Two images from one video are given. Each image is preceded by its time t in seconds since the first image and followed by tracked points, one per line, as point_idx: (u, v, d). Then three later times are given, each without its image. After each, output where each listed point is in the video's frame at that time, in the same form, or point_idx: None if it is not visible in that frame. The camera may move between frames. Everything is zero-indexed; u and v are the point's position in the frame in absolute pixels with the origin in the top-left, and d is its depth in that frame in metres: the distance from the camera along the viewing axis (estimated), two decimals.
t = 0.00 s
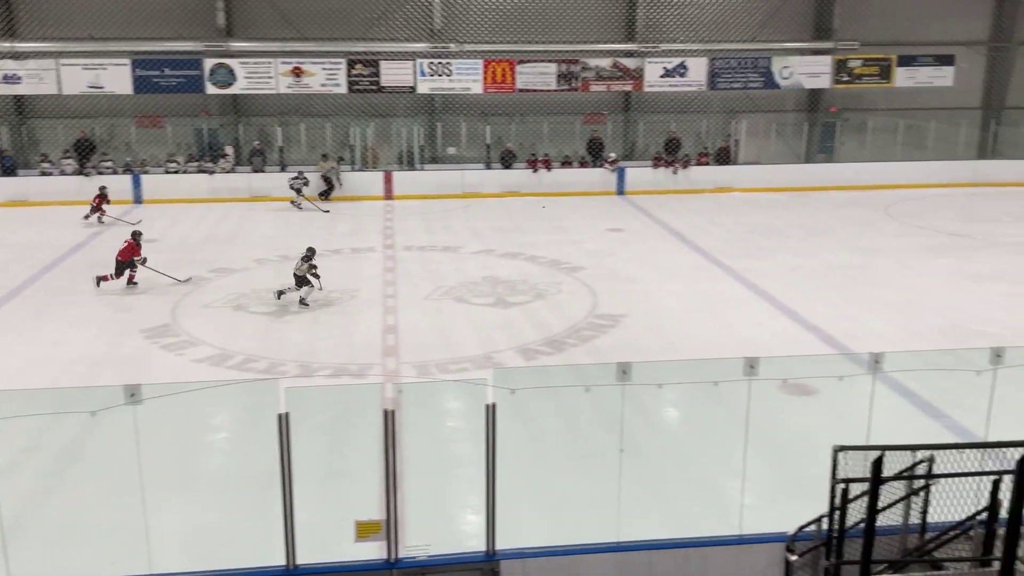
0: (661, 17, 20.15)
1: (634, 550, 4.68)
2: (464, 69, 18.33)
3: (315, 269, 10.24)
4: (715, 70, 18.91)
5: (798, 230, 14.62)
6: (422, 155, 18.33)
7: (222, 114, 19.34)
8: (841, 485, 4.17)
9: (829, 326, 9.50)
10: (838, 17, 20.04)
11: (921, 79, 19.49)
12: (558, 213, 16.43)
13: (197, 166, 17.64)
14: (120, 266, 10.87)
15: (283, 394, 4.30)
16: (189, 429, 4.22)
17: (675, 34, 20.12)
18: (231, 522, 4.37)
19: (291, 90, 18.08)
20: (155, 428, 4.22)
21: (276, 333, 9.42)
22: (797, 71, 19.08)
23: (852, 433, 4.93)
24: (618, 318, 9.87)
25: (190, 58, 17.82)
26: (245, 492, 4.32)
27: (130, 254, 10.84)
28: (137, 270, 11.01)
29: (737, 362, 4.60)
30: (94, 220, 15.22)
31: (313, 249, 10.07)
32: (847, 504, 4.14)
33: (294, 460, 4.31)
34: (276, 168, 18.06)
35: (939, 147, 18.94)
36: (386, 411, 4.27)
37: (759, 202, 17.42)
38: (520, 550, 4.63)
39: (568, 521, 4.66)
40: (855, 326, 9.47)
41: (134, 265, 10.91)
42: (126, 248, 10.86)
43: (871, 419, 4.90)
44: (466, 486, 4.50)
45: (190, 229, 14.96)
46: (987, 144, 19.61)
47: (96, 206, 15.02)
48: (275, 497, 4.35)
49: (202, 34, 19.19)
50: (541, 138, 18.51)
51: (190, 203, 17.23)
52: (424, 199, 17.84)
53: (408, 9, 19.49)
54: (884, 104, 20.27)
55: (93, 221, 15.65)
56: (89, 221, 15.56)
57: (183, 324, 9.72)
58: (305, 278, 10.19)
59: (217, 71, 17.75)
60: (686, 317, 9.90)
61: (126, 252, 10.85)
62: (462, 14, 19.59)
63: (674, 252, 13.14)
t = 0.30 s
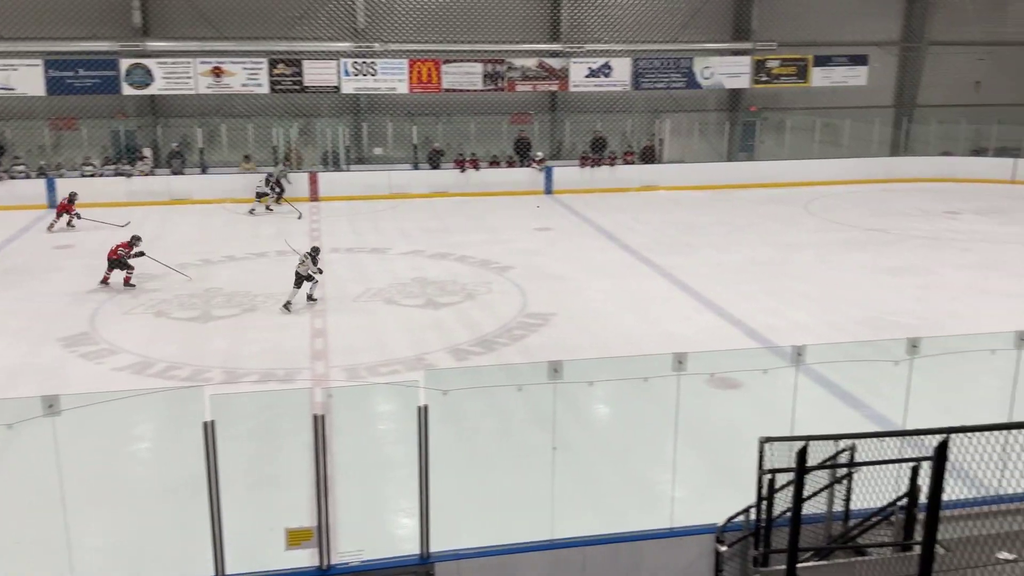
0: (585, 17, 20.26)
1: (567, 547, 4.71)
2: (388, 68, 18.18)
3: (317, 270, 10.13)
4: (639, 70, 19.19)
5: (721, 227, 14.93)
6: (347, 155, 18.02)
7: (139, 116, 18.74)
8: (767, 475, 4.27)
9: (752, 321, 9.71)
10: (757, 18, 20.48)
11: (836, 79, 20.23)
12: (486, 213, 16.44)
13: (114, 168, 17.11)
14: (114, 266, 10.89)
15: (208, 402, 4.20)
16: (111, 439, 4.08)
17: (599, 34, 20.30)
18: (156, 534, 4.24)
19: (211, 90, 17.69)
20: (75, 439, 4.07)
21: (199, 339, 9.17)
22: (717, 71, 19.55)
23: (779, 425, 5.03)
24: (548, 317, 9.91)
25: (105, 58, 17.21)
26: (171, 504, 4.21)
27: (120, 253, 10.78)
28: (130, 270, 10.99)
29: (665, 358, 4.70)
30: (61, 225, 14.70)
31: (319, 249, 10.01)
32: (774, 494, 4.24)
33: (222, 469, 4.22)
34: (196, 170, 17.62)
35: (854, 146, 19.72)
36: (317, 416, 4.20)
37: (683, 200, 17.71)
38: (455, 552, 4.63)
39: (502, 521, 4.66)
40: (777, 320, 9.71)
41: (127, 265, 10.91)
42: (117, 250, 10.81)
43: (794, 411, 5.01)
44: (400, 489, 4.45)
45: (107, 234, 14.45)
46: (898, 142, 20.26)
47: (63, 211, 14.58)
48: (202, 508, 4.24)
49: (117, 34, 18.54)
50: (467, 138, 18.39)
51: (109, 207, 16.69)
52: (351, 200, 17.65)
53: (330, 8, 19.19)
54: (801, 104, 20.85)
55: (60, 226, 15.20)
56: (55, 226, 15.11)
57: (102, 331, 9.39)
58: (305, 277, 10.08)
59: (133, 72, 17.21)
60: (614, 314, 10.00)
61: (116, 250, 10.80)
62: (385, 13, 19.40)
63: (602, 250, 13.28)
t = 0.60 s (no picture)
0: (511, 17, 20.26)
1: (505, 548, 4.65)
2: (313, 69, 17.96)
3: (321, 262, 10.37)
4: (565, 71, 19.37)
5: (648, 225, 15.13)
6: (272, 156, 17.66)
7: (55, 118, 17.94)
8: (698, 468, 4.35)
9: (680, 317, 9.88)
10: (679, 19, 20.83)
11: (758, 77, 20.96)
12: (416, 213, 16.34)
13: (30, 173, 16.33)
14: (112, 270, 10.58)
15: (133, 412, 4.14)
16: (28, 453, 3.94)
17: (525, 34, 20.33)
18: (77, 551, 4.07)
19: (128, 92, 17.12)
20: None
21: (121, 347, 8.88)
22: (641, 71, 19.92)
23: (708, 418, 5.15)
24: (480, 317, 9.90)
25: (19, 59, 16.66)
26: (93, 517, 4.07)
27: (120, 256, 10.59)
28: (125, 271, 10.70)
29: (597, 355, 4.81)
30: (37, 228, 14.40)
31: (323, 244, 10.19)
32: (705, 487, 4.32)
33: (149, 479, 4.13)
34: (115, 174, 16.96)
35: (774, 142, 19.85)
36: (244, 423, 4.13)
37: (611, 199, 17.90)
38: (391, 558, 4.53)
39: (437, 524, 4.62)
40: (705, 316, 9.90)
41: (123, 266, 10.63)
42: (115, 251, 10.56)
43: (722, 405, 5.17)
44: (332, 494, 4.36)
45: (20, 241, 13.86)
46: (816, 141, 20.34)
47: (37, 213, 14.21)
48: (126, 521, 4.13)
49: (28, 34, 17.74)
50: (396, 138, 18.16)
51: (21, 212, 16.23)
52: (277, 203, 17.45)
53: (251, 7, 18.80)
54: (723, 104, 21.24)
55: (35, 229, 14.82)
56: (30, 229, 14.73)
57: (16, 342, 9.00)
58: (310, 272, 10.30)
59: (47, 74, 16.68)
60: (545, 313, 10.05)
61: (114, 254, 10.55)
62: (308, 13, 19.09)
63: (532, 249, 13.34)
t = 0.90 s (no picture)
0: (441, 18, 20.16)
1: (444, 551, 4.64)
2: (238, 69, 17.56)
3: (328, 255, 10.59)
4: (496, 71, 19.40)
5: (580, 225, 15.25)
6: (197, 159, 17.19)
7: None
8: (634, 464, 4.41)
9: (614, 315, 9.97)
10: (607, 20, 21.07)
11: (685, 78, 21.17)
12: (347, 216, 16.17)
13: None
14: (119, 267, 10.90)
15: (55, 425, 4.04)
16: None
17: (455, 35, 20.27)
18: None
19: (47, 94, 16.55)
20: None
21: (42, 357, 8.55)
22: (572, 71, 20.03)
23: (642, 414, 5.20)
24: (414, 319, 9.83)
25: None
26: (17, 533, 4.00)
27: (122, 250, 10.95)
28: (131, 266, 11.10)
29: (534, 355, 4.82)
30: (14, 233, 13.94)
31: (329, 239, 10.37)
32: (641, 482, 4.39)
33: (74, 493, 4.04)
34: (33, 178, 16.36)
35: (702, 142, 20.26)
36: (172, 432, 4.06)
37: (544, 199, 17.98)
38: (327, 564, 4.50)
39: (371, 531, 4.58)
40: (638, 314, 10.01)
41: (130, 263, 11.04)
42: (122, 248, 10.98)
43: (656, 402, 5.20)
44: (267, 503, 4.36)
45: None
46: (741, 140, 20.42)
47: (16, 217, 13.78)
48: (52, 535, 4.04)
49: None
50: (326, 139, 17.89)
51: None
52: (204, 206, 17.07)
53: (173, 7, 18.34)
54: (651, 104, 21.54)
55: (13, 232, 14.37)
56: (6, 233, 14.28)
57: None
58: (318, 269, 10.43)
59: None
60: (479, 314, 10.05)
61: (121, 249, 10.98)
62: (232, 13, 18.69)
63: (465, 250, 13.32)
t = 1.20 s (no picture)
0: (388, 18, 19.98)
1: (397, 554, 4.58)
2: (181, 70, 17.26)
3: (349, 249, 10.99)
4: (444, 72, 19.34)
5: (532, 225, 15.29)
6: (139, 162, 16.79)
7: None
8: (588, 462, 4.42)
9: (566, 315, 10.01)
10: (555, 21, 21.17)
11: (631, 79, 21.36)
12: (295, 218, 15.97)
13: None
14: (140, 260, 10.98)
15: None
16: None
17: (402, 36, 20.10)
18: None
19: None
20: None
21: None
22: (520, 72, 20.13)
23: (594, 413, 5.25)
24: (365, 322, 9.75)
25: None
26: None
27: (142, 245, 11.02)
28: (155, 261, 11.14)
29: (485, 356, 4.85)
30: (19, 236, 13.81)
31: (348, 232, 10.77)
32: (595, 480, 4.38)
33: (19, 506, 3.94)
34: None
35: (650, 142, 20.46)
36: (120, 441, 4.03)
37: (494, 200, 18.00)
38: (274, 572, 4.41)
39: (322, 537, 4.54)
40: (590, 313, 10.07)
41: (151, 258, 11.01)
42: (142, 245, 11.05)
43: (609, 401, 5.28)
44: (217, 510, 4.31)
45: None
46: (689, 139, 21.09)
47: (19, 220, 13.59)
48: None
49: None
50: (272, 141, 17.80)
51: None
52: (148, 210, 16.69)
53: (113, 7, 17.95)
54: (600, 105, 21.69)
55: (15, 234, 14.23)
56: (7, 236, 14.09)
57: None
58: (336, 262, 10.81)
59: None
60: (431, 315, 10.00)
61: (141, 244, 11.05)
62: (175, 13, 18.33)
63: (416, 252, 13.25)
